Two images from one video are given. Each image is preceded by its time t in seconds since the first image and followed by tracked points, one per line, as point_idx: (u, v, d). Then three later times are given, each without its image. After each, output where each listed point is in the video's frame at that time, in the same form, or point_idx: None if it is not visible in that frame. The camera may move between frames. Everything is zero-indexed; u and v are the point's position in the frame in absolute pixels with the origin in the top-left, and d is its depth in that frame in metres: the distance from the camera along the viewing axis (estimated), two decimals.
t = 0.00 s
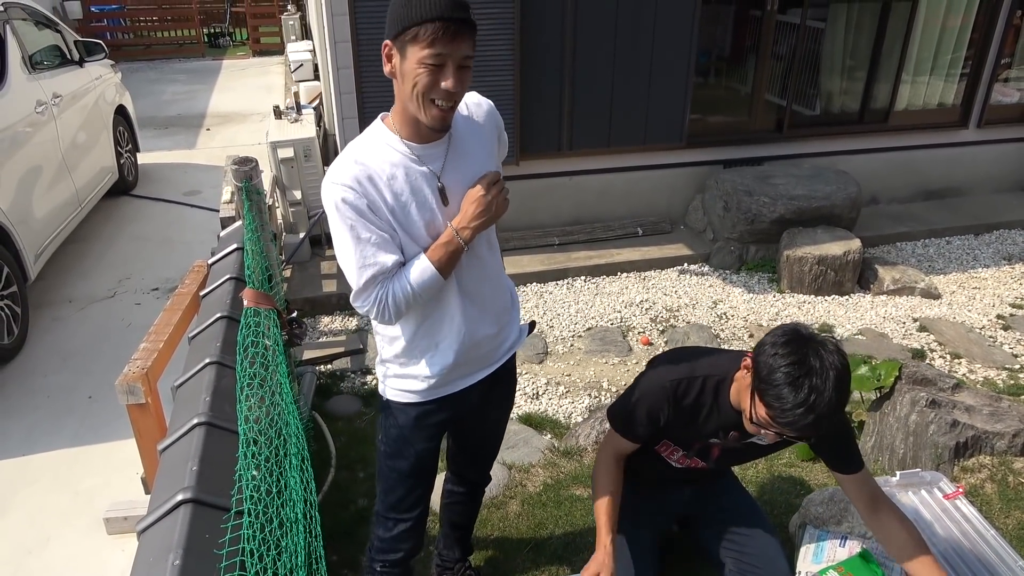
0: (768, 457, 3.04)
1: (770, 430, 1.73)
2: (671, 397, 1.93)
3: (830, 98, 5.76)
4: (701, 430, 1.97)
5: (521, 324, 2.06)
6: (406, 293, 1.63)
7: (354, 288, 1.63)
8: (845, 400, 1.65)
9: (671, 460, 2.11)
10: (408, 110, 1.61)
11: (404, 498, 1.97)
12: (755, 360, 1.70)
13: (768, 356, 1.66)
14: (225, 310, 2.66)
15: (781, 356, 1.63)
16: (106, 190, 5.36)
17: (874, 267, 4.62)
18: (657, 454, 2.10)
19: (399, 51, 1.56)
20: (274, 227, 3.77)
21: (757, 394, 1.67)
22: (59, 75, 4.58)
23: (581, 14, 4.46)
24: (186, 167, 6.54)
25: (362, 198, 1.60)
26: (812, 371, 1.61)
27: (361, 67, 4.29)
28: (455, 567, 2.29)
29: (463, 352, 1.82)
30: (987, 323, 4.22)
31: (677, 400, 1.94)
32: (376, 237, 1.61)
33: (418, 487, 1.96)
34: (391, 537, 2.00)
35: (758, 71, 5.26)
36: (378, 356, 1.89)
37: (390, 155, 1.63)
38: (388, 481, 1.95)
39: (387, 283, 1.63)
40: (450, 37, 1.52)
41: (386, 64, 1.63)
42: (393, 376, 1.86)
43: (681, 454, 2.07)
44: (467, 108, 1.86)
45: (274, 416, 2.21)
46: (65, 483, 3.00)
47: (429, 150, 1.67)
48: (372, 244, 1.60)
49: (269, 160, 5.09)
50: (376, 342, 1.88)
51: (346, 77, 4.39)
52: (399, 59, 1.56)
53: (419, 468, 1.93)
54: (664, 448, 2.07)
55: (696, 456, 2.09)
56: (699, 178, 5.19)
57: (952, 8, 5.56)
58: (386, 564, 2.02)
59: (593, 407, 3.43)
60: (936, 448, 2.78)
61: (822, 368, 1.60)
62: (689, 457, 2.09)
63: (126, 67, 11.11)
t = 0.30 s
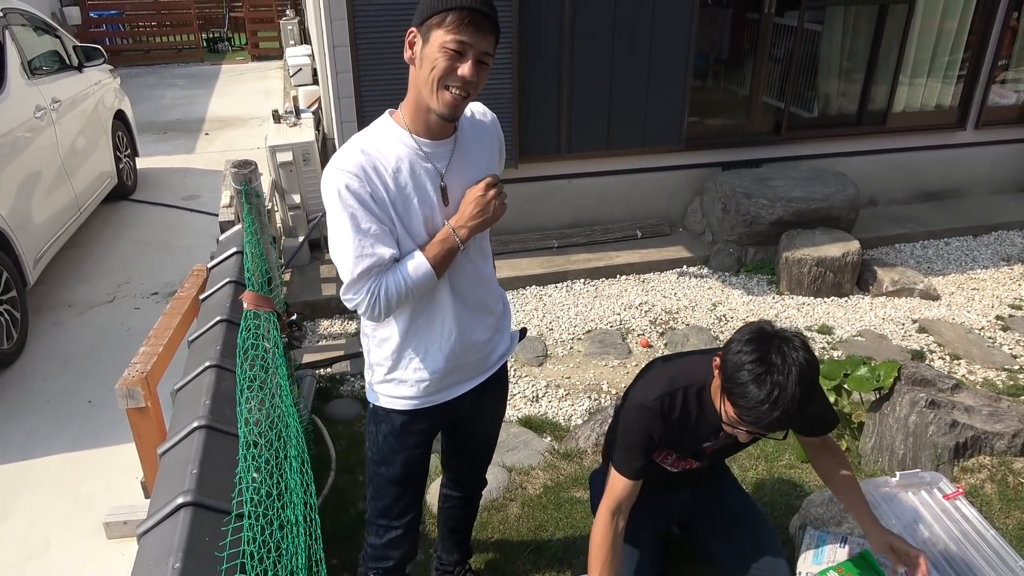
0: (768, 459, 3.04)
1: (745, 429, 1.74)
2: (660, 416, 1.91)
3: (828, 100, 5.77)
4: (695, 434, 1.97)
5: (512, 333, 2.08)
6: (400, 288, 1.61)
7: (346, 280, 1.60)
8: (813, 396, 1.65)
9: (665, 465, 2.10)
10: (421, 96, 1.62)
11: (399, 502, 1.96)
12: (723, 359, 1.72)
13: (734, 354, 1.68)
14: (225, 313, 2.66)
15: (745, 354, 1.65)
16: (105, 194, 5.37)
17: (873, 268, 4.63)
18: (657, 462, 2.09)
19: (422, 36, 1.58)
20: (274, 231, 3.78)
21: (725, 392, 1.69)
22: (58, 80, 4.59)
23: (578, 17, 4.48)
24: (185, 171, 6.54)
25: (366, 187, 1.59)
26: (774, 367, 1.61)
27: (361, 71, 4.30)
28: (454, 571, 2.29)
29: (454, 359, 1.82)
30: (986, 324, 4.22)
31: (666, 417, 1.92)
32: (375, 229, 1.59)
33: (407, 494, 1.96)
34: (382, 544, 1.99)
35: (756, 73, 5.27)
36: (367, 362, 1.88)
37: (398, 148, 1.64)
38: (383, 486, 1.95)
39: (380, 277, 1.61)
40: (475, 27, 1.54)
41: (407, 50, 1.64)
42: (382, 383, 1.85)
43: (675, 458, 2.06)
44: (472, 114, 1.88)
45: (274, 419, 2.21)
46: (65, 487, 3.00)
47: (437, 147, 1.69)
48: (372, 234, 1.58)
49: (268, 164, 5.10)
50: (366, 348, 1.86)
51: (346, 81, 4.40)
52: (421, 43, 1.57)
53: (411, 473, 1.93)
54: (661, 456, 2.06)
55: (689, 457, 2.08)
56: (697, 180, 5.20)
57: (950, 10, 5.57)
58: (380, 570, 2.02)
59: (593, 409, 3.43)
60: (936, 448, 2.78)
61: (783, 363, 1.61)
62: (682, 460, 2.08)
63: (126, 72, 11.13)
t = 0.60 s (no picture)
0: (765, 460, 3.04)
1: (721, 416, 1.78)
2: (646, 423, 1.92)
3: (823, 102, 5.79)
4: (683, 432, 1.99)
5: (511, 332, 2.08)
6: (398, 289, 1.62)
7: (341, 280, 1.60)
8: (771, 367, 1.69)
9: (661, 463, 2.13)
10: (418, 100, 1.61)
11: (396, 504, 1.96)
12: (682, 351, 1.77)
13: (690, 343, 1.72)
14: (221, 317, 2.66)
15: (700, 340, 1.70)
16: (102, 198, 5.36)
17: (870, 270, 4.63)
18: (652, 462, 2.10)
19: (416, 41, 1.57)
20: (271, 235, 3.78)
21: (691, 382, 1.73)
22: (54, 84, 4.59)
23: (575, 21, 4.49)
24: (182, 175, 6.54)
25: (362, 188, 1.59)
26: (728, 344, 1.66)
27: (358, 74, 4.31)
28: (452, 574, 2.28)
29: (453, 359, 1.82)
30: (983, 325, 4.23)
31: (650, 424, 1.92)
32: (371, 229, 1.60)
33: (406, 495, 1.95)
34: (380, 545, 1.99)
35: (752, 76, 5.29)
36: (367, 366, 1.89)
37: (395, 149, 1.64)
38: (380, 488, 1.94)
39: (377, 278, 1.61)
40: (468, 29, 1.54)
41: (401, 55, 1.63)
42: (383, 386, 1.85)
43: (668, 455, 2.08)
44: (468, 115, 1.88)
45: (271, 423, 2.20)
46: (62, 492, 2.99)
47: (434, 148, 1.69)
48: (367, 235, 1.59)
49: (265, 167, 5.10)
50: (366, 351, 1.87)
51: (342, 84, 4.41)
52: (415, 49, 1.57)
53: (410, 474, 1.93)
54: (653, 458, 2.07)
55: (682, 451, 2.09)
56: (694, 183, 5.21)
57: (945, 12, 5.59)
58: (377, 572, 2.01)
59: (590, 412, 3.43)
60: (933, 449, 2.78)
61: (734, 340, 1.66)
62: (676, 455, 2.09)
63: (122, 76, 11.14)
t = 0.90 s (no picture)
0: (759, 461, 3.05)
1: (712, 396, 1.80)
2: (625, 417, 1.93)
3: (817, 104, 5.81)
4: (664, 425, 1.99)
5: (505, 333, 2.07)
6: (377, 295, 1.60)
7: (320, 277, 1.62)
8: (744, 332, 1.75)
9: (651, 461, 2.14)
10: (413, 102, 1.62)
11: (391, 507, 1.95)
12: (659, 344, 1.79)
13: (665, 331, 1.75)
14: (215, 319, 2.65)
15: (674, 325, 1.73)
16: (95, 201, 5.34)
17: (863, 271, 4.64)
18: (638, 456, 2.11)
19: (411, 45, 1.57)
20: (264, 237, 3.77)
21: (676, 370, 1.75)
22: (47, 86, 4.57)
23: (569, 23, 4.49)
24: (176, 177, 6.52)
25: (349, 187, 1.59)
26: (701, 318, 1.71)
27: (351, 76, 4.31)
28: None
29: (446, 360, 1.82)
30: (975, 326, 4.25)
31: (630, 418, 1.93)
32: (356, 229, 1.60)
33: (401, 498, 1.95)
34: (375, 548, 1.98)
35: (746, 78, 5.31)
36: (361, 368, 1.89)
37: (386, 149, 1.64)
38: (375, 491, 1.94)
39: (361, 279, 1.61)
40: (463, 34, 1.54)
41: (395, 57, 1.63)
42: (376, 389, 1.85)
43: (657, 452, 2.10)
44: (459, 117, 1.88)
45: (266, 426, 2.20)
46: (54, 495, 2.97)
47: (425, 147, 1.69)
48: (350, 235, 1.59)
49: (259, 169, 5.09)
50: (359, 354, 1.87)
51: (336, 86, 4.40)
52: (410, 53, 1.57)
53: (404, 477, 1.92)
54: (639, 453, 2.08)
55: (672, 448, 2.10)
56: (688, 184, 5.22)
57: (937, 14, 5.61)
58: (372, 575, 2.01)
59: (585, 414, 3.43)
60: (926, 450, 2.79)
61: (705, 314, 1.71)
62: (665, 453, 2.11)
63: (116, 77, 11.11)
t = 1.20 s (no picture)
0: (757, 463, 3.05)
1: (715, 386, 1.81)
2: (618, 408, 1.94)
3: (814, 106, 5.82)
4: (658, 420, 1.99)
5: (497, 332, 2.07)
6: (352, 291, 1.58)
7: (300, 268, 1.63)
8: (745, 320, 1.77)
9: (648, 461, 2.14)
10: (424, 110, 1.63)
11: (387, 507, 1.95)
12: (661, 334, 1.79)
13: (667, 320, 1.76)
14: (213, 320, 2.65)
15: (677, 314, 1.74)
16: (92, 202, 5.34)
17: (860, 273, 4.65)
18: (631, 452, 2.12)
19: (429, 56, 1.56)
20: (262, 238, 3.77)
21: (680, 359, 1.75)
22: (44, 86, 4.57)
23: (566, 24, 4.50)
24: (174, 178, 6.51)
25: (348, 187, 1.59)
26: (704, 306, 1.73)
27: (350, 77, 4.31)
28: None
29: (437, 359, 1.82)
30: (972, 328, 4.26)
31: (622, 409, 1.94)
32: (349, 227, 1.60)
33: (396, 498, 1.94)
34: (371, 549, 1.98)
35: (743, 80, 5.32)
36: (354, 366, 1.89)
37: (388, 150, 1.65)
38: (371, 491, 1.94)
39: (341, 277, 1.62)
40: (483, 52, 1.54)
41: (410, 63, 1.62)
42: (368, 387, 1.85)
43: (656, 451, 2.10)
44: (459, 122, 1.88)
45: (266, 426, 2.20)
46: (52, 496, 2.97)
47: (427, 150, 1.70)
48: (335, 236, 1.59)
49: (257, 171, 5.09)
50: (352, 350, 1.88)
51: (334, 87, 4.40)
52: (428, 63, 1.56)
53: (399, 478, 1.92)
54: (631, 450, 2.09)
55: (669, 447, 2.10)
56: (686, 186, 5.23)
57: (934, 17, 5.63)
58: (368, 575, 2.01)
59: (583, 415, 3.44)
60: (923, 451, 2.79)
61: (708, 302, 1.73)
62: (662, 453, 2.11)
63: (114, 78, 11.10)
